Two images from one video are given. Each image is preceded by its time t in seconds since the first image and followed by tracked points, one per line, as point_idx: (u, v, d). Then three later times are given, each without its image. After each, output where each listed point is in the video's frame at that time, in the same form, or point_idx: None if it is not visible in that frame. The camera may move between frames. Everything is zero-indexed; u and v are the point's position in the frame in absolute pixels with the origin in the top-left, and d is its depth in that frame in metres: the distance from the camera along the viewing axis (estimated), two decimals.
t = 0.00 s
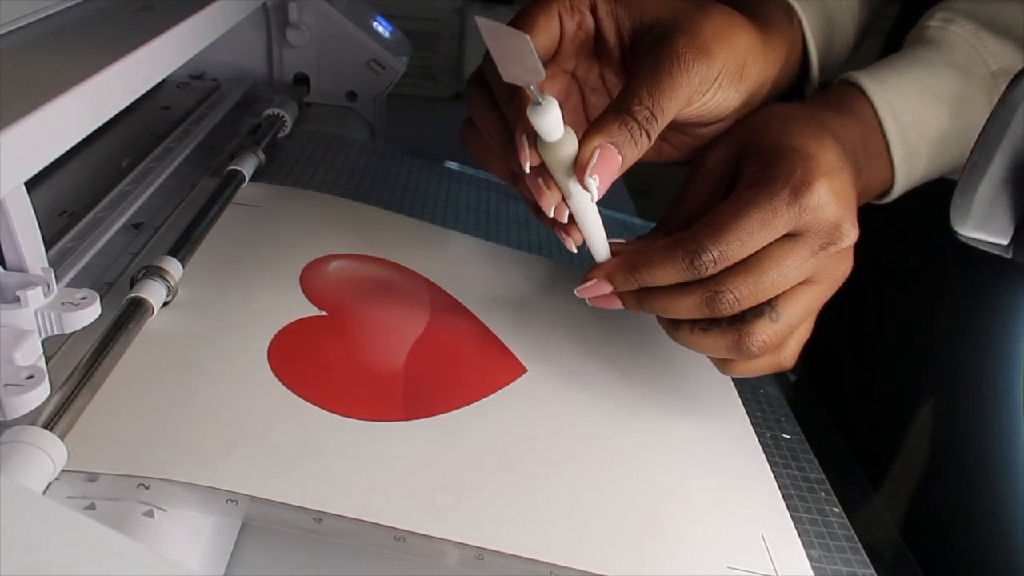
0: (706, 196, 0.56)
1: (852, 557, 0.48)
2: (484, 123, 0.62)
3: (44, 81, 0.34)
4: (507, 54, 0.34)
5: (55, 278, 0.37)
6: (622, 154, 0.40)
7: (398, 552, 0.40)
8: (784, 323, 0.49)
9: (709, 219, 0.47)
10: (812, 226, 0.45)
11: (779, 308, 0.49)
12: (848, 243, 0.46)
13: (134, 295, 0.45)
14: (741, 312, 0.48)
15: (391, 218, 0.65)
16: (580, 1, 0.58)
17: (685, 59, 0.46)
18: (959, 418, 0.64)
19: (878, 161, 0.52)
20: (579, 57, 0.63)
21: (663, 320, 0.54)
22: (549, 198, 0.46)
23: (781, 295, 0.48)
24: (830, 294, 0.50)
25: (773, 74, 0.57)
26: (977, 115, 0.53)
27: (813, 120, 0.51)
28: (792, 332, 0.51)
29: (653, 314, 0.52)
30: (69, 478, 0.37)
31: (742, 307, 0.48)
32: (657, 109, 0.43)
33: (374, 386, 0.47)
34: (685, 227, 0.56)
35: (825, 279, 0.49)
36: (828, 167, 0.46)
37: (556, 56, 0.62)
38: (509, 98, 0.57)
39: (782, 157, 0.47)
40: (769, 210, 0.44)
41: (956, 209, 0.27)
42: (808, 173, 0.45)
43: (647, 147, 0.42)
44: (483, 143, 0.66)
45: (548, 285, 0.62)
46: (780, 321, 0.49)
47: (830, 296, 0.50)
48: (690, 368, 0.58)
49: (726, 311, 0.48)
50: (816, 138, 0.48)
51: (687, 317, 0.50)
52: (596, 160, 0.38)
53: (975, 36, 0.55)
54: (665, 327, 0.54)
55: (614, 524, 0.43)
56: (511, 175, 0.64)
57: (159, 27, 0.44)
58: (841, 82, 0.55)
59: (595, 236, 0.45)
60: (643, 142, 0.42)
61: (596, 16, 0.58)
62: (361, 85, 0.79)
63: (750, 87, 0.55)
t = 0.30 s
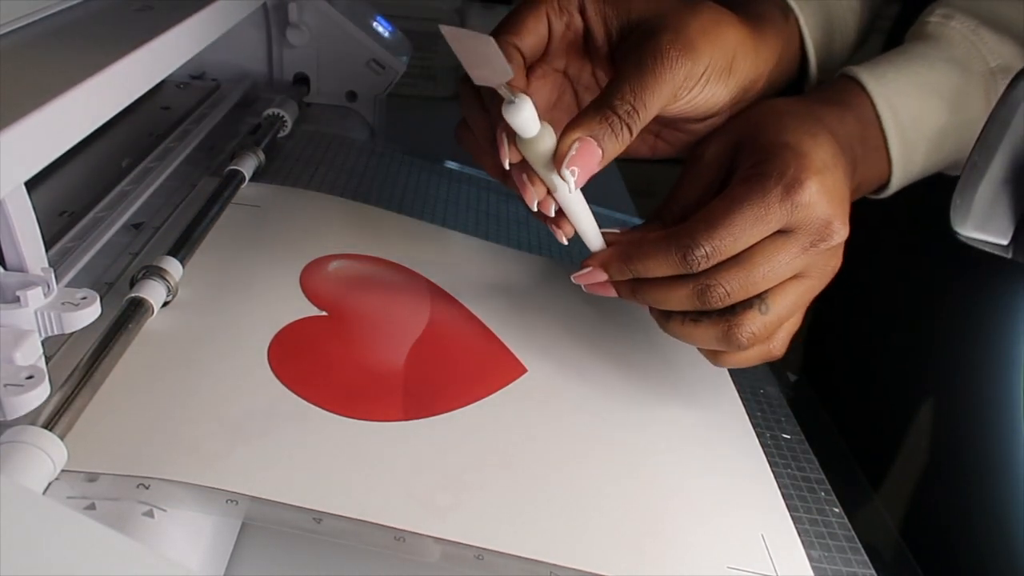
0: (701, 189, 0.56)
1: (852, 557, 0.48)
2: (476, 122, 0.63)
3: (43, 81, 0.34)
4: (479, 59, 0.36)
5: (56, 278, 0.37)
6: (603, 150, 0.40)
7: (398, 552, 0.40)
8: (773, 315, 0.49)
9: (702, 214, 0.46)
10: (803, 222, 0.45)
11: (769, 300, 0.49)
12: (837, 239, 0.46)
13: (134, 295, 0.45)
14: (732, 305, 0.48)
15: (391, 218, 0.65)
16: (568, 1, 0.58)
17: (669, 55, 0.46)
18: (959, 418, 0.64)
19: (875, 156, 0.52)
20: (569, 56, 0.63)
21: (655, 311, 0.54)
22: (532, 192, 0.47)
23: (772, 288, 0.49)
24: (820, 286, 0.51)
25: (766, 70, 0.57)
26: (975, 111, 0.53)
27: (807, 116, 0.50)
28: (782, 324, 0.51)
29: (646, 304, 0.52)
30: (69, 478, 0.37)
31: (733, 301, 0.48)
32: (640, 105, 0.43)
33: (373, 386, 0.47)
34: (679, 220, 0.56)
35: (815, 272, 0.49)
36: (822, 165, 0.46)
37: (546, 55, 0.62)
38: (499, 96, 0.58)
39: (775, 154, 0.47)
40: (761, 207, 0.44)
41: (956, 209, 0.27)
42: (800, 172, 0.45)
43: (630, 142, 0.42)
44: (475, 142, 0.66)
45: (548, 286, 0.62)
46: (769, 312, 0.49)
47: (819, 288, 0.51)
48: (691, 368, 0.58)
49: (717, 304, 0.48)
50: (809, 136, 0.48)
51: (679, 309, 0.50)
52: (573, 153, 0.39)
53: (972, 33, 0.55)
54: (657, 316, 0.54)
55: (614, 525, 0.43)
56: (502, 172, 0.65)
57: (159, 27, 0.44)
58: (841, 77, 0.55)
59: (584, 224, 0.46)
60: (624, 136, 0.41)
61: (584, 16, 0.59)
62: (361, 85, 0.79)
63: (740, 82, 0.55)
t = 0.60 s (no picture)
0: (700, 192, 0.56)
1: (852, 557, 0.48)
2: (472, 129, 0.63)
3: (42, 80, 0.34)
4: (467, 70, 0.36)
5: (55, 277, 0.37)
6: (596, 154, 0.40)
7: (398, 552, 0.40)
8: (771, 317, 0.49)
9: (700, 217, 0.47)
10: (800, 225, 0.45)
11: (767, 302, 0.49)
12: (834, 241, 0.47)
13: (134, 295, 0.45)
14: (731, 307, 0.48)
15: (391, 218, 0.65)
16: (563, 9, 0.58)
17: (663, 59, 0.46)
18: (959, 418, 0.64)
19: (876, 157, 0.52)
20: (566, 61, 0.63)
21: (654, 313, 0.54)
22: (529, 199, 0.48)
23: (770, 290, 0.49)
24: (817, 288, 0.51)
25: (764, 72, 0.57)
26: (976, 113, 0.53)
27: (806, 116, 0.51)
28: (779, 326, 0.51)
29: (644, 306, 0.52)
30: (69, 478, 0.37)
31: (732, 303, 0.48)
32: (633, 108, 0.43)
33: (373, 386, 0.47)
34: (677, 223, 0.56)
35: (813, 274, 0.49)
36: (819, 168, 0.46)
37: (542, 61, 0.62)
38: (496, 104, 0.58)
39: (773, 157, 0.47)
40: (757, 210, 0.44)
41: (956, 208, 0.27)
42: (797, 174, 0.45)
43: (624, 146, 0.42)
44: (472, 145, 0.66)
45: (548, 286, 0.62)
46: (767, 314, 0.49)
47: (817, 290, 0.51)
48: (691, 368, 0.58)
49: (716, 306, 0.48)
50: (808, 138, 0.48)
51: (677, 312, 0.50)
52: (567, 156, 0.39)
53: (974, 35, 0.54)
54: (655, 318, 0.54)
55: (614, 524, 0.43)
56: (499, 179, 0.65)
57: (159, 27, 0.44)
58: (843, 77, 0.55)
59: (584, 227, 0.46)
60: (618, 140, 0.41)
61: (579, 24, 0.59)
62: (361, 85, 0.79)
63: (737, 84, 0.55)
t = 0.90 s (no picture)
0: (701, 185, 0.56)
1: (852, 557, 0.48)
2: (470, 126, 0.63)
3: (43, 80, 0.34)
4: (432, 56, 0.37)
5: (55, 277, 0.37)
6: (588, 144, 0.40)
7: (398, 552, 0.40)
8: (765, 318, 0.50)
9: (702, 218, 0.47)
10: (795, 226, 0.46)
11: (761, 304, 0.49)
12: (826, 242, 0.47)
13: (134, 295, 0.45)
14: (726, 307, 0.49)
15: (391, 218, 0.65)
16: (558, 10, 0.59)
17: (659, 49, 0.46)
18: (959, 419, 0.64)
19: (878, 153, 0.52)
20: (563, 58, 0.62)
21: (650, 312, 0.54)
22: (522, 197, 0.47)
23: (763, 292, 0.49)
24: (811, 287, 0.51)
25: (764, 66, 0.57)
26: (980, 108, 0.53)
27: (805, 113, 0.51)
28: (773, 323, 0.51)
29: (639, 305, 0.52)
30: (69, 478, 0.37)
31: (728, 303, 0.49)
32: (628, 97, 0.42)
33: (373, 386, 0.47)
34: (683, 219, 0.56)
35: (806, 274, 0.50)
36: (815, 168, 0.46)
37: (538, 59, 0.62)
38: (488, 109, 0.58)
39: (770, 156, 0.47)
40: (758, 209, 0.44)
41: (956, 208, 0.27)
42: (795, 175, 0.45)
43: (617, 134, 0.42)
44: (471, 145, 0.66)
45: (548, 286, 0.62)
46: (761, 316, 0.50)
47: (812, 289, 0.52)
48: (691, 368, 0.58)
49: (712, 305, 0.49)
50: (806, 137, 0.48)
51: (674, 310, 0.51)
52: (555, 142, 0.39)
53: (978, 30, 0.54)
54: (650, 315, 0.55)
55: (614, 524, 0.43)
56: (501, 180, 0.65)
57: (159, 27, 0.44)
58: (847, 72, 0.55)
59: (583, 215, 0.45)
60: (611, 127, 0.41)
61: (575, 22, 0.60)
62: (361, 85, 0.79)
63: (737, 78, 0.54)
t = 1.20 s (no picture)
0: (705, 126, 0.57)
1: (852, 557, 0.48)
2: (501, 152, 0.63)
3: (42, 80, 0.34)
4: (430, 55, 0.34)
5: (55, 278, 0.37)
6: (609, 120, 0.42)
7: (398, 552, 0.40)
8: (774, 250, 0.50)
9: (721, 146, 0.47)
10: (811, 148, 0.46)
11: (771, 233, 0.49)
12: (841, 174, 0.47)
13: (134, 295, 0.45)
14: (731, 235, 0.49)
15: (391, 218, 0.65)
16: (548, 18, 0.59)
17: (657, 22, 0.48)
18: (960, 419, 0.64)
19: (891, 121, 0.51)
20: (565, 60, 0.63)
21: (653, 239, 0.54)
22: (580, 202, 0.49)
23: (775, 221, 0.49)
24: (820, 227, 0.52)
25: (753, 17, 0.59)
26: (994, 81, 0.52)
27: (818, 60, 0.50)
28: (781, 259, 0.52)
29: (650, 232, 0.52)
30: (69, 478, 0.37)
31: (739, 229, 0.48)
32: (634, 71, 0.44)
33: (373, 387, 0.47)
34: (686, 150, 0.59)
35: (817, 208, 0.50)
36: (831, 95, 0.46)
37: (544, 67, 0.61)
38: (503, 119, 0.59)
39: (786, 82, 0.47)
40: (779, 128, 0.44)
41: (956, 208, 0.27)
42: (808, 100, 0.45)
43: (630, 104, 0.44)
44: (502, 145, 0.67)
45: (548, 285, 0.62)
46: (771, 246, 0.50)
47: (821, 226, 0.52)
48: (691, 367, 0.58)
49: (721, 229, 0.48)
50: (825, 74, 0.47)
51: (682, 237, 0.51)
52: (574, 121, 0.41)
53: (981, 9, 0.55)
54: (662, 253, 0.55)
55: (614, 525, 0.43)
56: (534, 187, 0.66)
57: (159, 27, 0.44)
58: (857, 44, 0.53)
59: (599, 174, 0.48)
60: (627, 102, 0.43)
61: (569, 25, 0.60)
62: (361, 85, 0.79)
63: (731, 32, 0.57)
